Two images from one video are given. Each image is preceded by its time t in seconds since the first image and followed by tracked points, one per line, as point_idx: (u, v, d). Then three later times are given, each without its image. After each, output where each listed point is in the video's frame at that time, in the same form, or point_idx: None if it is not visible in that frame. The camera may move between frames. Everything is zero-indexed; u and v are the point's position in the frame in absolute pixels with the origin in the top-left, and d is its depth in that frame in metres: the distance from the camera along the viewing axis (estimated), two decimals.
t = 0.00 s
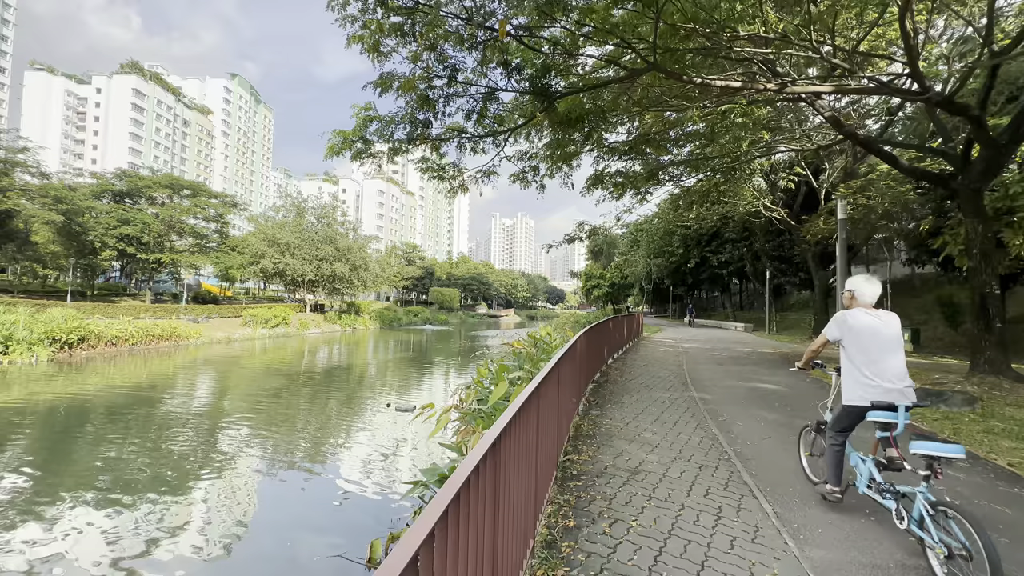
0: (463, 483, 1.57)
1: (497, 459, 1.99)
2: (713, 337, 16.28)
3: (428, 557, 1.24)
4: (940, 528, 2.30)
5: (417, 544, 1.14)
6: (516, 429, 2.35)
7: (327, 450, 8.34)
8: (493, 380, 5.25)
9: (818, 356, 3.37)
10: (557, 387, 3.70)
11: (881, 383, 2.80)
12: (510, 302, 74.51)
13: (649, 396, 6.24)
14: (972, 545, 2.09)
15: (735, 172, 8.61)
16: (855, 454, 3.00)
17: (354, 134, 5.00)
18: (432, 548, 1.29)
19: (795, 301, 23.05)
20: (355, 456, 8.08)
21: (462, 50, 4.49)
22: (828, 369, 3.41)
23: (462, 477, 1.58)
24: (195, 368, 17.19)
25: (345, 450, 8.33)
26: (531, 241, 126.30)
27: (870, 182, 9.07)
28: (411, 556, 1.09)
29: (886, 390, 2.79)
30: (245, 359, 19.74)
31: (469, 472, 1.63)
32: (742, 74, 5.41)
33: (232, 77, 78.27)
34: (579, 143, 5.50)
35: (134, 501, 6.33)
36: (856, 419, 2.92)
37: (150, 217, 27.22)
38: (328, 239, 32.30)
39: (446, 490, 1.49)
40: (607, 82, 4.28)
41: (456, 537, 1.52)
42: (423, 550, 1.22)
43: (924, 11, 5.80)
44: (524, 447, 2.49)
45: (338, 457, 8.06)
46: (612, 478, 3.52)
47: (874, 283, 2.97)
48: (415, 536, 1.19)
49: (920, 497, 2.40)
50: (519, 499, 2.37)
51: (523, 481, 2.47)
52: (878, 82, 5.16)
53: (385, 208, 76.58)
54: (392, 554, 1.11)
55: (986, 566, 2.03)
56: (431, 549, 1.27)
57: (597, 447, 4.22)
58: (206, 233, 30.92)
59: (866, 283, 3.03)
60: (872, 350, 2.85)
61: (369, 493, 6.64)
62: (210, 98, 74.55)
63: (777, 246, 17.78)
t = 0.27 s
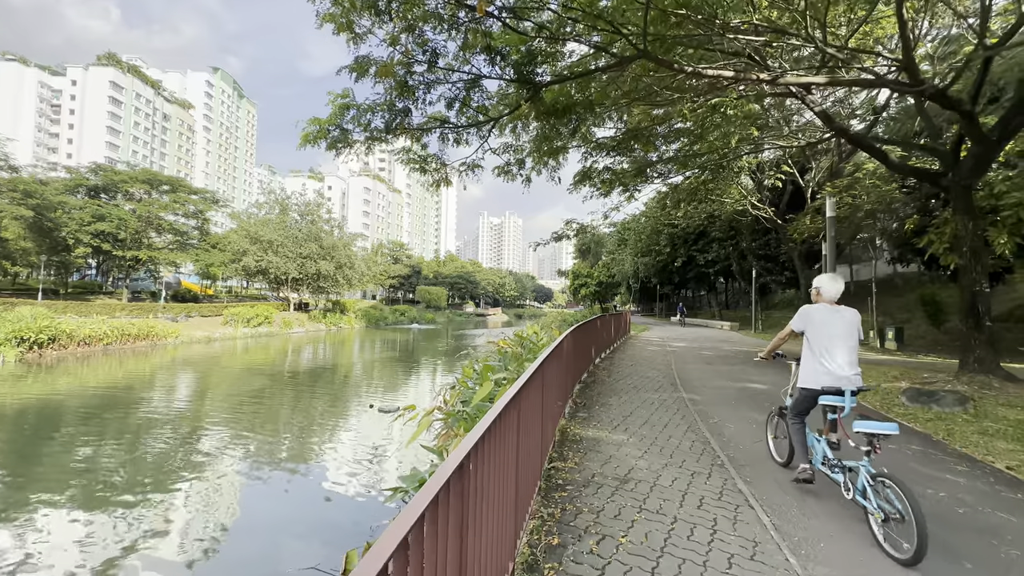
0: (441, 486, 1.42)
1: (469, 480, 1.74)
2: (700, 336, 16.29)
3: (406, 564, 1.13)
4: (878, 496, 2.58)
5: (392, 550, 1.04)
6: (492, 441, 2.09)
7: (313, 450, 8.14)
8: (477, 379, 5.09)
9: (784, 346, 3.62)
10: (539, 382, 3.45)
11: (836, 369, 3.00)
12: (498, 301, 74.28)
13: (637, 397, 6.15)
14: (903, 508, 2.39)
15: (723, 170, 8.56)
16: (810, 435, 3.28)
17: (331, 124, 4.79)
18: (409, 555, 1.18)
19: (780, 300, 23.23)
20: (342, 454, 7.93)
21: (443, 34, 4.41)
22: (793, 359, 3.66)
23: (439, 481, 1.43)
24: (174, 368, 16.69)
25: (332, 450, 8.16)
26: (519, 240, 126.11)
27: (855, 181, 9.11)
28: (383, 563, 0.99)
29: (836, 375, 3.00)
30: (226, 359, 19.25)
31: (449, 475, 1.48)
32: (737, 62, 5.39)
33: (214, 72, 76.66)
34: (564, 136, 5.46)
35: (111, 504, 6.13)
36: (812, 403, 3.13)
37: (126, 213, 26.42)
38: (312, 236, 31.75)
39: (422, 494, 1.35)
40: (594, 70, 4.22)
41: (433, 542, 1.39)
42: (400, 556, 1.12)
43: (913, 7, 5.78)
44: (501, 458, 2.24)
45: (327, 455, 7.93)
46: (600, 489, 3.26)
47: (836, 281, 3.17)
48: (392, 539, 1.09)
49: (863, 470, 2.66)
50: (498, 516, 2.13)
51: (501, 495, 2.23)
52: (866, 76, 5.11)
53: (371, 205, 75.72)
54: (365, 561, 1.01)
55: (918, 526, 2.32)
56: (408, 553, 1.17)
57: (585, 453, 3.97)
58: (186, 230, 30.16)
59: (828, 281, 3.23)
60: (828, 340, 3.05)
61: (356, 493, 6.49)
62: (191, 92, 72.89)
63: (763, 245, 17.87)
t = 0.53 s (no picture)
0: (421, 501, 1.32)
1: (440, 504, 1.51)
2: (689, 335, 16.25)
3: None
4: (832, 474, 2.85)
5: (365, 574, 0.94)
6: (468, 457, 1.84)
7: (299, 451, 7.92)
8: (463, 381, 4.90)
9: (752, 340, 3.88)
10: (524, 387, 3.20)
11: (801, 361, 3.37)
12: (487, 300, 74.05)
13: (629, 400, 6.03)
14: (851, 485, 2.67)
15: (714, 168, 8.49)
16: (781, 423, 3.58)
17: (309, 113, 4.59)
18: None
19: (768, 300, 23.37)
20: (330, 454, 7.76)
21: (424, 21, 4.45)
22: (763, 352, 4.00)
23: (418, 494, 1.34)
24: (154, 368, 16.25)
25: (320, 450, 7.97)
26: (509, 239, 125.90)
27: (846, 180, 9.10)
28: None
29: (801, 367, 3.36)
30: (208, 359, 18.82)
31: (428, 487, 1.39)
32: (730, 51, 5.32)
33: (198, 66, 75.25)
34: (553, 131, 5.43)
35: (88, 507, 5.90)
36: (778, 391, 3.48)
37: (105, 209, 25.71)
38: (299, 234, 31.27)
39: (402, 507, 1.27)
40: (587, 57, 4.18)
41: (413, 559, 1.30)
42: None
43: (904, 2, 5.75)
44: (478, 476, 1.98)
45: (315, 455, 7.75)
46: (589, 506, 3.02)
47: (803, 283, 3.54)
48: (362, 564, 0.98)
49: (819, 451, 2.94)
50: (471, 544, 1.87)
51: (481, 512, 2.02)
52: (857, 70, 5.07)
53: (359, 203, 74.93)
54: None
55: (861, 499, 2.59)
56: None
57: (574, 465, 3.75)
58: (168, 227, 29.47)
59: (795, 283, 3.60)
60: (796, 335, 3.41)
61: (344, 493, 6.32)
62: (174, 86, 71.46)
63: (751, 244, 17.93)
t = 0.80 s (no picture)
0: (409, 507, 1.25)
1: (430, 509, 1.43)
2: (680, 333, 16.23)
3: None
4: (800, 453, 3.22)
5: None
6: (451, 478, 1.65)
7: (286, 450, 7.71)
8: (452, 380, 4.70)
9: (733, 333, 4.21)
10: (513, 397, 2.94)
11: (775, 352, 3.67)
12: (478, 297, 73.80)
13: (622, 401, 5.90)
14: (817, 462, 3.00)
15: (707, 164, 8.41)
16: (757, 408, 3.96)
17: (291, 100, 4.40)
18: None
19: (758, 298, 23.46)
20: (322, 452, 7.62)
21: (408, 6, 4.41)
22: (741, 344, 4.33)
23: (406, 502, 1.25)
24: (136, 368, 15.83)
25: (309, 448, 7.79)
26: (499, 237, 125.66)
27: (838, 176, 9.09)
28: None
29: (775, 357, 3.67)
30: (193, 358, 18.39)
31: (417, 495, 1.31)
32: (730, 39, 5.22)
33: (182, 60, 73.85)
34: (545, 123, 5.29)
35: (69, 510, 5.68)
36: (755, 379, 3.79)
37: (85, 205, 25.05)
38: (286, 231, 30.78)
39: (389, 514, 1.18)
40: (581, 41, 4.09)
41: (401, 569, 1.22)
42: None
43: None
44: (463, 501, 1.77)
45: (306, 453, 7.59)
46: (584, 520, 2.85)
47: (771, 277, 3.81)
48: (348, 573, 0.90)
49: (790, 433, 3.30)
50: None
51: (472, 524, 1.88)
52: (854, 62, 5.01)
53: (349, 200, 74.14)
54: None
55: (824, 475, 2.94)
56: None
57: (566, 473, 3.59)
58: (151, 223, 28.82)
59: (763, 278, 3.89)
60: (769, 329, 3.72)
61: (335, 492, 6.16)
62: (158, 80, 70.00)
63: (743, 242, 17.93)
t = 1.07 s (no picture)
0: (398, 529, 1.12)
1: (420, 527, 1.31)
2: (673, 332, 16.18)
3: None
4: (777, 438, 3.57)
5: None
6: (439, 499, 1.49)
7: (274, 449, 7.48)
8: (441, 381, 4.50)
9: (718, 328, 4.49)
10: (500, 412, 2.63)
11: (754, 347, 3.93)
12: (469, 295, 73.47)
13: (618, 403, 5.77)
14: (791, 446, 3.35)
15: (701, 161, 8.30)
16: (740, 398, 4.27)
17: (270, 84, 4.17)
18: None
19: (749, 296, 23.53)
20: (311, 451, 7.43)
21: None
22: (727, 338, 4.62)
23: (396, 521, 1.13)
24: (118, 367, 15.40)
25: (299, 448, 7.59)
26: (491, 234, 125.30)
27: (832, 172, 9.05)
28: None
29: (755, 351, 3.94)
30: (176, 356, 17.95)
31: (407, 513, 1.18)
32: (729, 28, 5.12)
33: (167, 53, 72.41)
34: (539, 112, 5.13)
35: (49, 513, 5.42)
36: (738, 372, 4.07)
37: (64, 200, 24.37)
38: (273, 227, 30.28)
39: (376, 539, 1.05)
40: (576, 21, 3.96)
41: None
42: None
43: None
44: (450, 526, 1.59)
45: (295, 452, 7.38)
46: (581, 543, 2.67)
47: (747, 277, 3.99)
48: None
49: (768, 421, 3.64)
50: None
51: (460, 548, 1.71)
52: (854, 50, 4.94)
53: (338, 196, 73.31)
54: None
55: (798, 458, 3.29)
56: None
57: (560, 487, 3.42)
58: (133, 218, 28.15)
59: (740, 277, 4.13)
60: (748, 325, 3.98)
61: (323, 492, 5.95)
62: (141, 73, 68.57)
63: (735, 240, 17.93)
